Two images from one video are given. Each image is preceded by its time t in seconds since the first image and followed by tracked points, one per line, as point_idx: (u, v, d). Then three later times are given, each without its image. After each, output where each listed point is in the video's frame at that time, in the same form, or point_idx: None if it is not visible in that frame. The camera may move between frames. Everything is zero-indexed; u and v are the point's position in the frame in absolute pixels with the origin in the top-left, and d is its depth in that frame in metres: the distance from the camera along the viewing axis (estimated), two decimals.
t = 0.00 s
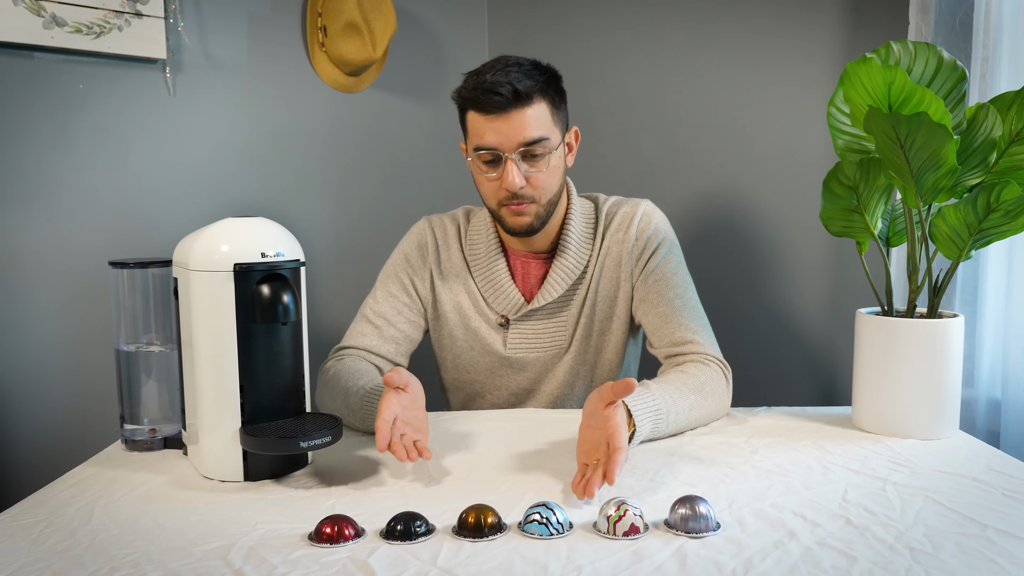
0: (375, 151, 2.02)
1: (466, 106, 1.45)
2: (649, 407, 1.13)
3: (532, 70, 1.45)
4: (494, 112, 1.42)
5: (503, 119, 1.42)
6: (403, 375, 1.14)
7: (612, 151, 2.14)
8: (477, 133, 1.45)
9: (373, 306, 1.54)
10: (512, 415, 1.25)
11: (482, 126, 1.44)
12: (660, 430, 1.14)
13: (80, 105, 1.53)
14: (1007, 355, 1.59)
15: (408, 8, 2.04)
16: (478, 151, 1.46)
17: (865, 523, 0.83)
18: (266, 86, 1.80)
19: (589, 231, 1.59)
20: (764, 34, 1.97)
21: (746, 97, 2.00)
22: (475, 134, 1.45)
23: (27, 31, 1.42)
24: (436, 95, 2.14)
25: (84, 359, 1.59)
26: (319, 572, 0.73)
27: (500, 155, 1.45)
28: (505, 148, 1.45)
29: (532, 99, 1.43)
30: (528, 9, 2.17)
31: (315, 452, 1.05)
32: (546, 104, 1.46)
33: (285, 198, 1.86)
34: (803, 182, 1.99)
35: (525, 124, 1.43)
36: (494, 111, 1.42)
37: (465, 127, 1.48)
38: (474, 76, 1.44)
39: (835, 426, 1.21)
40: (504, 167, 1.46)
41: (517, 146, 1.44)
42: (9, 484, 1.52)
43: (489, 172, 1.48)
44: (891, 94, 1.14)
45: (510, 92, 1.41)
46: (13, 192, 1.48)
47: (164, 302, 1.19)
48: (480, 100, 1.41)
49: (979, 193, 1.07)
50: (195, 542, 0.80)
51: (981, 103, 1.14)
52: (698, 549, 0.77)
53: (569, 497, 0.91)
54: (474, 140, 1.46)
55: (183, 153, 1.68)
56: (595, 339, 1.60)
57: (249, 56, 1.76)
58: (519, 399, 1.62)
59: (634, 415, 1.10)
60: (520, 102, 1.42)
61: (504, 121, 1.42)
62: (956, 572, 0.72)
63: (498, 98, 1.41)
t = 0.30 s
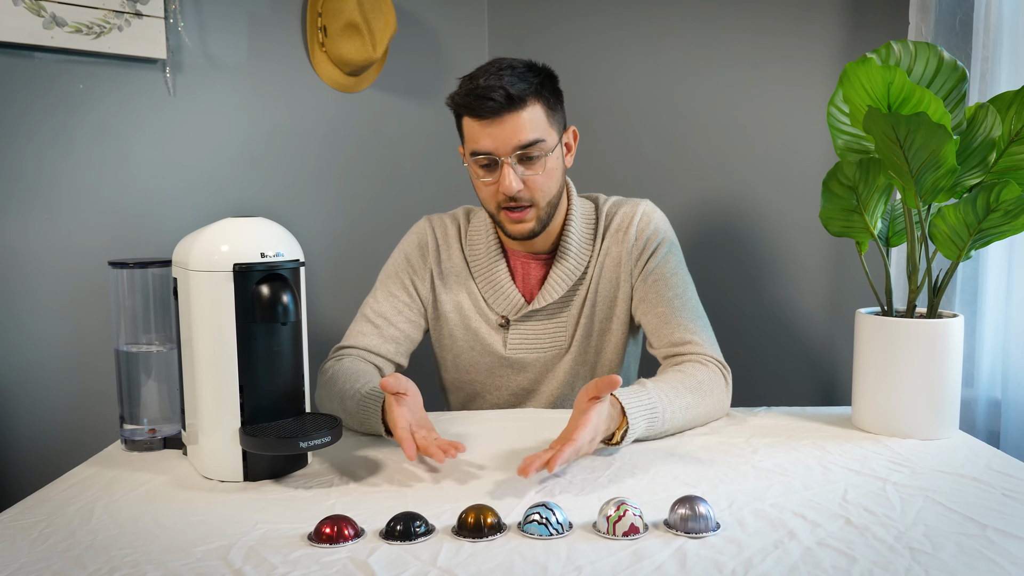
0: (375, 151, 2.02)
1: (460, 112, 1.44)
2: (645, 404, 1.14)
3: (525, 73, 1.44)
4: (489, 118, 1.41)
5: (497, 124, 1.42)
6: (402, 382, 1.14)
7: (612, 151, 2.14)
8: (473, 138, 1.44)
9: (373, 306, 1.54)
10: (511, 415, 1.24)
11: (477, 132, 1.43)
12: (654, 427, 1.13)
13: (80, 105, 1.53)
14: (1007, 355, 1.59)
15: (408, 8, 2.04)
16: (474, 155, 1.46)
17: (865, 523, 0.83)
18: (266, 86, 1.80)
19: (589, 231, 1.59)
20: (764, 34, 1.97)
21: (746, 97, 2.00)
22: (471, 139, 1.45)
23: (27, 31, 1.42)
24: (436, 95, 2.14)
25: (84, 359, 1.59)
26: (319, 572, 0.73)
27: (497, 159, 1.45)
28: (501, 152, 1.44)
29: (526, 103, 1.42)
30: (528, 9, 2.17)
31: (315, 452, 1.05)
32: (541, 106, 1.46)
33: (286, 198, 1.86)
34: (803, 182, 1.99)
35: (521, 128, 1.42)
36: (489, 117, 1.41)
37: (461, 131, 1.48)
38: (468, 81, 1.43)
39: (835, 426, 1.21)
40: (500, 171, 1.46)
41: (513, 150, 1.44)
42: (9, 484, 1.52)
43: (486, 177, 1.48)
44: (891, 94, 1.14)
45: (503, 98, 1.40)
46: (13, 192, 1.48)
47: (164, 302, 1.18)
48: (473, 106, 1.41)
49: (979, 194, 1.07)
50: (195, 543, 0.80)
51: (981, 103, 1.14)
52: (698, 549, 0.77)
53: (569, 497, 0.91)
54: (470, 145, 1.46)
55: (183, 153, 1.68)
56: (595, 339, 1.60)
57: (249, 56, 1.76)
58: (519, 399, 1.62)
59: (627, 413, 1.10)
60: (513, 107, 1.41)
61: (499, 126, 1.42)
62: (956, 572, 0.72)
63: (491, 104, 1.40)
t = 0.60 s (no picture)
0: (375, 151, 2.02)
1: (458, 98, 1.47)
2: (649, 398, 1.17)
3: (524, 64, 1.47)
4: (486, 100, 1.44)
5: (495, 107, 1.44)
6: (408, 371, 1.14)
7: (612, 151, 2.14)
8: (470, 124, 1.46)
9: (373, 306, 1.54)
10: (510, 415, 1.25)
11: (474, 115, 1.45)
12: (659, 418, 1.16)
13: (79, 105, 1.53)
14: (1007, 355, 1.59)
15: (408, 8, 2.04)
16: (471, 142, 1.47)
17: (865, 523, 0.83)
18: (266, 86, 1.80)
19: (588, 230, 1.59)
20: (764, 34, 1.97)
21: (746, 97, 2.00)
22: (469, 125, 1.47)
23: (27, 31, 1.42)
24: (436, 95, 2.14)
25: (84, 359, 1.59)
26: (319, 572, 0.73)
27: (493, 144, 1.46)
28: (497, 137, 1.45)
29: (523, 88, 1.45)
30: (528, 9, 2.17)
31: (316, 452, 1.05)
32: (539, 96, 1.48)
33: (286, 198, 1.86)
34: (803, 182, 1.99)
35: (517, 112, 1.44)
36: (486, 100, 1.44)
37: (459, 121, 1.50)
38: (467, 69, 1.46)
39: (835, 426, 1.21)
40: (497, 157, 1.47)
41: (509, 134, 1.45)
42: (9, 484, 1.52)
43: (482, 164, 1.48)
44: (891, 94, 1.14)
45: (502, 82, 1.43)
46: (13, 192, 1.48)
47: (165, 302, 1.18)
48: (472, 90, 1.44)
49: (979, 194, 1.07)
50: (195, 542, 0.80)
51: (982, 103, 1.14)
52: (699, 549, 0.77)
53: (569, 497, 0.91)
54: (467, 131, 1.48)
55: (183, 153, 1.68)
56: (594, 338, 1.60)
57: (249, 56, 1.76)
58: (518, 399, 1.62)
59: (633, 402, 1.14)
60: (511, 91, 1.44)
61: (496, 110, 1.44)
62: (956, 572, 0.72)
63: (489, 86, 1.43)
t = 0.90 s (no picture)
0: (375, 151, 2.02)
1: (460, 97, 1.48)
2: (638, 394, 1.15)
3: (526, 64, 1.49)
4: (488, 99, 1.45)
5: (496, 105, 1.45)
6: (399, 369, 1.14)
7: (612, 150, 2.13)
8: (471, 122, 1.47)
9: (372, 306, 1.54)
10: (509, 415, 1.25)
11: (476, 114, 1.46)
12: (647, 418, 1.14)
13: (79, 105, 1.54)
14: (1007, 355, 1.59)
15: (407, 8, 2.04)
16: (472, 140, 1.48)
17: (865, 523, 0.83)
18: (266, 86, 1.80)
19: (587, 231, 1.59)
20: (764, 34, 1.97)
21: (746, 97, 2.00)
22: (470, 123, 1.48)
23: (27, 31, 1.42)
24: (436, 95, 2.14)
25: (84, 359, 1.59)
26: (319, 572, 0.73)
27: (494, 143, 1.47)
28: (498, 135, 1.46)
29: (525, 88, 1.46)
30: (528, 9, 2.16)
31: (315, 452, 1.05)
32: (540, 97, 1.49)
33: (286, 198, 1.86)
34: (802, 182, 1.99)
35: (518, 112, 1.46)
36: (488, 99, 1.45)
37: (460, 121, 1.51)
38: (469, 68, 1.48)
39: (835, 426, 1.21)
40: (497, 155, 1.47)
41: (510, 133, 1.46)
42: (9, 484, 1.52)
43: (482, 162, 1.49)
44: (890, 93, 1.14)
45: (503, 80, 1.44)
46: (13, 192, 1.48)
47: (164, 302, 1.19)
48: (473, 88, 1.45)
49: (979, 194, 1.07)
50: (195, 542, 0.80)
51: (981, 103, 1.14)
52: (698, 549, 0.77)
53: (569, 497, 0.91)
54: (468, 130, 1.49)
55: (183, 153, 1.68)
56: (593, 339, 1.60)
57: (249, 56, 1.76)
58: (517, 400, 1.62)
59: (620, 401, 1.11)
60: (512, 90, 1.45)
61: (498, 109, 1.45)
62: (956, 572, 0.72)
63: (491, 84, 1.44)
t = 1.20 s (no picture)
0: (375, 151, 2.02)
1: (467, 90, 1.49)
2: (616, 390, 1.17)
3: (535, 61, 1.50)
4: (495, 92, 1.46)
5: (503, 98, 1.46)
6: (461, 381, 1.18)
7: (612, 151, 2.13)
8: (478, 115, 1.48)
9: (373, 306, 1.54)
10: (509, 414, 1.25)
11: (483, 106, 1.47)
12: (628, 414, 1.16)
13: (79, 105, 1.53)
14: (1007, 355, 1.59)
15: (408, 8, 2.04)
16: (477, 133, 1.49)
17: (865, 523, 0.83)
18: (266, 86, 1.80)
19: (588, 231, 1.59)
20: (763, 34, 1.97)
21: (746, 97, 2.00)
22: (476, 116, 1.48)
23: (27, 31, 1.42)
24: (436, 95, 2.14)
25: (84, 359, 1.59)
26: (319, 572, 0.73)
27: (499, 136, 1.48)
28: (504, 128, 1.47)
29: (532, 83, 1.47)
30: (528, 9, 2.16)
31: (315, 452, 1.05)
32: (548, 93, 1.50)
33: (286, 197, 1.86)
34: (802, 182, 1.99)
35: (524, 107, 1.46)
36: (495, 93, 1.46)
37: (466, 114, 1.52)
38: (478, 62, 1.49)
39: (835, 426, 1.21)
40: (502, 148, 1.48)
41: (515, 127, 1.47)
42: (9, 484, 1.52)
43: (487, 155, 1.49)
44: (891, 93, 1.14)
45: (512, 74, 1.46)
46: (13, 192, 1.48)
47: (164, 302, 1.18)
48: (481, 80, 1.46)
49: (979, 194, 1.07)
50: (195, 543, 0.80)
51: (981, 103, 1.14)
52: (698, 549, 0.77)
53: (569, 497, 0.91)
54: (474, 123, 1.49)
55: (183, 154, 1.68)
56: (594, 339, 1.60)
57: (249, 56, 1.76)
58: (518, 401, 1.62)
59: (594, 396, 1.15)
60: (520, 84, 1.46)
61: (505, 102, 1.46)
62: (956, 572, 0.72)
63: (499, 77, 1.45)
